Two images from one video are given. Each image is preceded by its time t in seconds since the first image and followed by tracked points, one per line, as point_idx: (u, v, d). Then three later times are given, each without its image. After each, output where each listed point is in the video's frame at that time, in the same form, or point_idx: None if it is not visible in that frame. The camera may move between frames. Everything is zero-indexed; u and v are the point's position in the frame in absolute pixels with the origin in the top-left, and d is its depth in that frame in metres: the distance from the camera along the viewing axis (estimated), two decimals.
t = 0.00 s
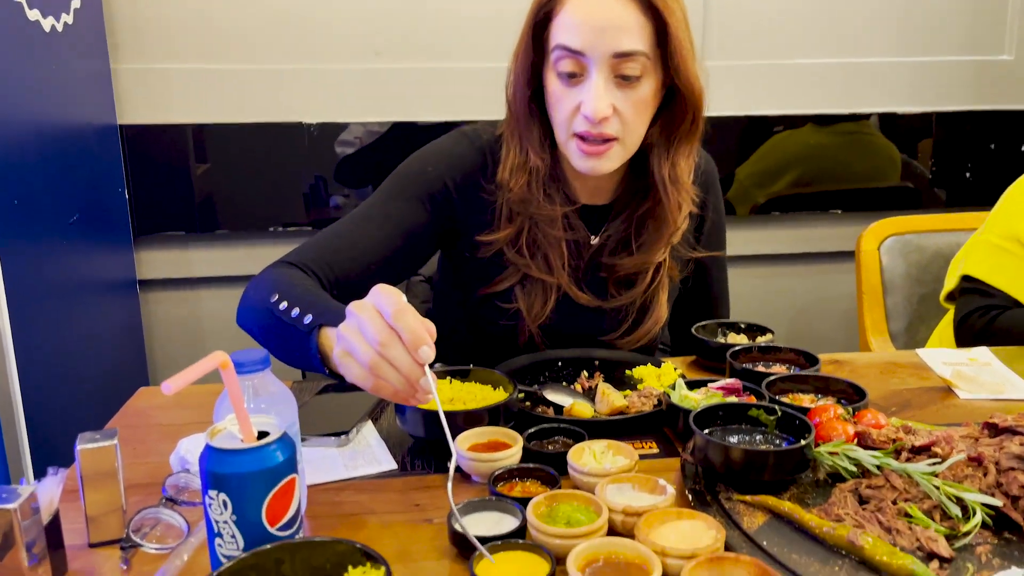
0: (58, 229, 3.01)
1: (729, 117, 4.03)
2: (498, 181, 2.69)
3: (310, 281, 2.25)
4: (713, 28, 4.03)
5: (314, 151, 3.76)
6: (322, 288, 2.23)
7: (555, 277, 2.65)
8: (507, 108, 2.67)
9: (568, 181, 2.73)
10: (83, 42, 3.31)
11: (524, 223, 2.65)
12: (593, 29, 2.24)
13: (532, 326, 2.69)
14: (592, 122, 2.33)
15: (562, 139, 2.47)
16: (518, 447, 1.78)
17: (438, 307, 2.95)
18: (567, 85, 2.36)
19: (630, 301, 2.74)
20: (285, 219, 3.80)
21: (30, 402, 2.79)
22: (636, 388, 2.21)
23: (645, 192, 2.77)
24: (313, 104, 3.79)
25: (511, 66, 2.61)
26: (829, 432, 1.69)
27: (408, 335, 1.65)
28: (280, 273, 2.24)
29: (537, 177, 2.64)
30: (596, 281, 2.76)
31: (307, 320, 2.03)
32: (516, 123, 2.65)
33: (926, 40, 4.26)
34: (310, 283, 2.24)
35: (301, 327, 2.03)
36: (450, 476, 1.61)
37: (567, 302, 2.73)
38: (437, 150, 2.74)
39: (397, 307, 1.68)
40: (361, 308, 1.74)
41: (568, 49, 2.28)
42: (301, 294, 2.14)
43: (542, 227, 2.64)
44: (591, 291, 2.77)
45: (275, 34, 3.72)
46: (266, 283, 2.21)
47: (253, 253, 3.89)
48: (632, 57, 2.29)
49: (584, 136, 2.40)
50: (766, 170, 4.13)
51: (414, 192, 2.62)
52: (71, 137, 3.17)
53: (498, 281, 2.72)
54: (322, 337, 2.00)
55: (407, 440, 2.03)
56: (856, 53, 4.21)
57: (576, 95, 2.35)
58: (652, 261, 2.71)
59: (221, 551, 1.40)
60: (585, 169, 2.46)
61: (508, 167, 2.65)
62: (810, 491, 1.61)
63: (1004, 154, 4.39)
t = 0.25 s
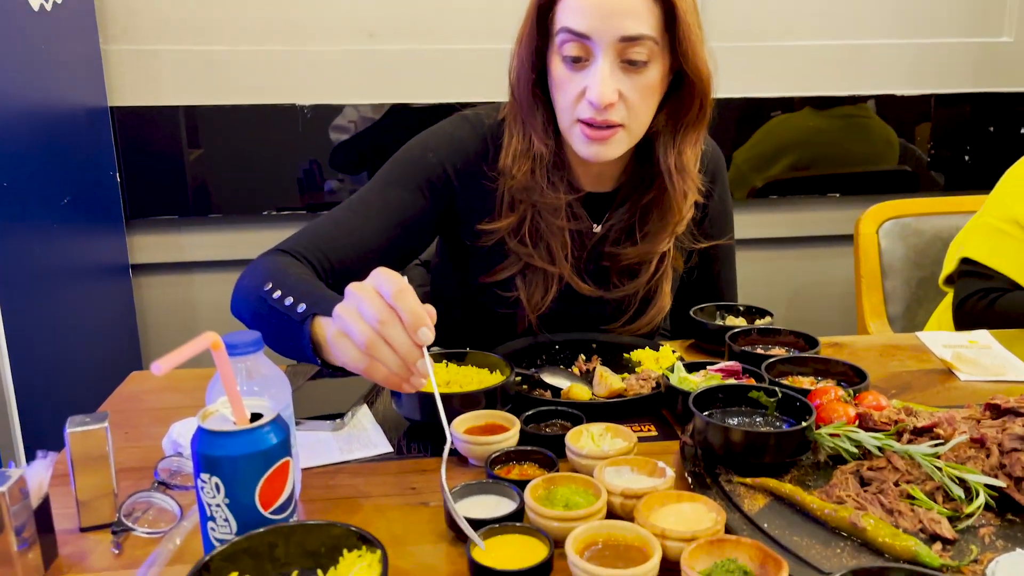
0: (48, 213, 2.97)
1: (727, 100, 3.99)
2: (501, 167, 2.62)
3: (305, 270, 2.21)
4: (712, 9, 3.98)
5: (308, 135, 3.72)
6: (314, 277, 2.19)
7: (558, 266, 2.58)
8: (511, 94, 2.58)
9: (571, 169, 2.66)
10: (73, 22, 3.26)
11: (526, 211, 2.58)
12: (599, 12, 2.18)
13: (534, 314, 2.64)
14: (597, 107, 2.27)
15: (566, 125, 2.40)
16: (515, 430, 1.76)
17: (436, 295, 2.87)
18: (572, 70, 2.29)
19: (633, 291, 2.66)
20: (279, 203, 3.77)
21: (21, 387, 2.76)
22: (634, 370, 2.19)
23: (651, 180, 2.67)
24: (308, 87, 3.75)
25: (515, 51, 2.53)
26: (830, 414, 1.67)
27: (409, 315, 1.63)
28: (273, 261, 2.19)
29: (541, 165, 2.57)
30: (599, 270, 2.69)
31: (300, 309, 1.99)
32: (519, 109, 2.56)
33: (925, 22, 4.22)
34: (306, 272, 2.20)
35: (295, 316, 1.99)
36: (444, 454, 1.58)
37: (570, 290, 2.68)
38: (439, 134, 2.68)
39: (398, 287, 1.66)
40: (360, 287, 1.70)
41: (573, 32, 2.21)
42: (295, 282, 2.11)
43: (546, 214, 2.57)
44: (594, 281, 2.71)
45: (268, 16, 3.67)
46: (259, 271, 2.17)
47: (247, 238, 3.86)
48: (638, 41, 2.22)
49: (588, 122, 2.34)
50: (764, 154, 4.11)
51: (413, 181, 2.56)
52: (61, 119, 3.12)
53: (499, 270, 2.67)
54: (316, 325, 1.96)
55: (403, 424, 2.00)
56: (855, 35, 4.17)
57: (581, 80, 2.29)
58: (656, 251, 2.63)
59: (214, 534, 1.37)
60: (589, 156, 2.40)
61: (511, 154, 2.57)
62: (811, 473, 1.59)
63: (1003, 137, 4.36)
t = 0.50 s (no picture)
0: (35, 194, 2.91)
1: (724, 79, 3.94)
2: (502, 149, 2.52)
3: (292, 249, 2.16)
4: None
5: (300, 115, 3.67)
6: (304, 256, 2.16)
7: (557, 252, 2.49)
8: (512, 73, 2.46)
9: (574, 152, 2.54)
10: None
11: (526, 195, 2.48)
12: None
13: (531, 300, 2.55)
14: (600, 89, 2.18)
15: (568, 107, 2.31)
16: (512, 411, 1.73)
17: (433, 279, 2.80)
18: (575, 50, 2.19)
19: (635, 278, 2.56)
20: (271, 185, 3.72)
21: (9, 371, 2.72)
22: (632, 352, 2.16)
23: (656, 164, 2.55)
24: (299, 67, 3.69)
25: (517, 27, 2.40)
26: (832, 395, 1.65)
27: (397, 269, 1.59)
28: (261, 240, 2.16)
29: (544, 148, 2.45)
30: (600, 256, 2.60)
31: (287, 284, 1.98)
32: (521, 89, 2.44)
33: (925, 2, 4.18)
34: (294, 251, 2.15)
35: (281, 292, 1.98)
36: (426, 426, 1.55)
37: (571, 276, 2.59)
38: (438, 114, 2.59)
39: (392, 242, 1.63)
40: (356, 242, 1.69)
41: (577, 12, 2.11)
42: (283, 259, 2.08)
43: (547, 198, 2.47)
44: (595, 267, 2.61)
45: None
46: (245, 250, 2.14)
47: (239, 220, 3.81)
48: (644, 21, 2.12)
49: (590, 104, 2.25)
50: (760, 136, 4.07)
51: (408, 160, 2.49)
52: (47, 99, 3.06)
53: (497, 255, 2.59)
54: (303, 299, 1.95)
55: (397, 406, 1.97)
56: (855, 14, 4.12)
57: (585, 60, 2.19)
58: (659, 238, 2.52)
59: (203, 518, 1.34)
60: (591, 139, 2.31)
61: (512, 136, 2.46)
62: (812, 454, 1.57)
63: (1002, 118, 4.33)
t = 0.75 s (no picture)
0: (15, 174, 2.85)
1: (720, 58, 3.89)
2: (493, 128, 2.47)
3: (280, 230, 2.10)
4: None
5: (288, 95, 3.60)
6: (293, 237, 2.10)
7: (551, 232, 2.44)
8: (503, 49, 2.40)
9: (567, 130, 2.49)
10: None
11: (519, 174, 2.43)
12: None
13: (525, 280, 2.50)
14: (594, 65, 2.12)
15: (562, 84, 2.25)
16: (504, 392, 1.69)
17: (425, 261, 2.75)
18: (568, 24, 2.14)
19: (629, 258, 2.51)
20: (260, 166, 3.66)
21: None
22: (627, 333, 2.12)
23: (651, 141, 2.50)
24: (287, 44, 3.62)
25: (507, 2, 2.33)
26: (831, 374, 1.61)
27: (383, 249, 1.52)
28: (250, 221, 2.10)
29: (536, 125, 2.40)
30: (595, 236, 2.55)
31: (275, 264, 1.92)
32: (512, 66, 2.38)
33: None
34: (282, 232, 2.08)
35: (269, 272, 1.91)
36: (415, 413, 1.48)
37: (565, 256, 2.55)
38: (429, 92, 2.53)
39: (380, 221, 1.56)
40: (343, 222, 1.64)
41: None
42: (271, 238, 2.02)
43: (541, 177, 2.42)
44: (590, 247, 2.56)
45: None
46: (234, 230, 2.08)
47: (226, 201, 3.75)
48: None
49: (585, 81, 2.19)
50: (756, 117, 4.02)
51: (399, 139, 2.43)
52: (27, 76, 2.98)
53: (489, 235, 2.54)
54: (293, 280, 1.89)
55: (388, 388, 1.93)
56: None
57: (578, 35, 2.13)
58: (655, 216, 2.47)
59: (186, 503, 1.30)
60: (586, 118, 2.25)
61: (504, 114, 2.41)
62: (811, 436, 1.53)
63: (999, 97, 4.28)
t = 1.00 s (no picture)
0: None
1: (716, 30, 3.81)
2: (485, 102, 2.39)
3: (266, 207, 2.01)
4: None
5: (275, 69, 3.52)
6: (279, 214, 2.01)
7: (547, 210, 2.37)
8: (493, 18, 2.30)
9: (561, 102, 2.41)
10: None
11: (513, 148, 2.35)
12: None
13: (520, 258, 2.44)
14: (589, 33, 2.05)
15: (555, 55, 2.18)
16: (494, 371, 1.63)
17: (416, 241, 2.71)
18: None
19: (626, 234, 2.45)
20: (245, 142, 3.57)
21: None
22: (621, 310, 2.06)
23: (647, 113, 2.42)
24: (272, 17, 3.52)
25: None
26: (832, 351, 1.56)
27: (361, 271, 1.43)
28: (233, 199, 2.00)
29: (529, 97, 2.31)
30: (592, 211, 2.49)
31: (259, 248, 1.80)
32: (503, 36, 2.28)
33: None
34: (267, 209, 1.99)
35: (252, 256, 1.80)
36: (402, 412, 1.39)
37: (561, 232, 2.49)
38: (417, 64, 2.43)
39: (351, 235, 1.45)
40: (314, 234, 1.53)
41: None
42: (255, 218, 1.92)
43: (535, 152, 2.34)
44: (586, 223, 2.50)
45: None
46: (217, 207, 1.99)
47: (211, 178, 3.67)
48: None
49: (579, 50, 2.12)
50: (752, 95, 3.96)
51: (389, 112, 2.34)
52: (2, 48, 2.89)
53: (481, 213, 2.47)
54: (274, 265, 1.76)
55: (375, 367, 1.87)
56: None
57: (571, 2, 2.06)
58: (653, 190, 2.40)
59: (160, 487, 1.24)
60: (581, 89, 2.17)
61: (496, 87, 2.31)
62: (813, 415, 1.48)
63: (998, 72, 4.22)
